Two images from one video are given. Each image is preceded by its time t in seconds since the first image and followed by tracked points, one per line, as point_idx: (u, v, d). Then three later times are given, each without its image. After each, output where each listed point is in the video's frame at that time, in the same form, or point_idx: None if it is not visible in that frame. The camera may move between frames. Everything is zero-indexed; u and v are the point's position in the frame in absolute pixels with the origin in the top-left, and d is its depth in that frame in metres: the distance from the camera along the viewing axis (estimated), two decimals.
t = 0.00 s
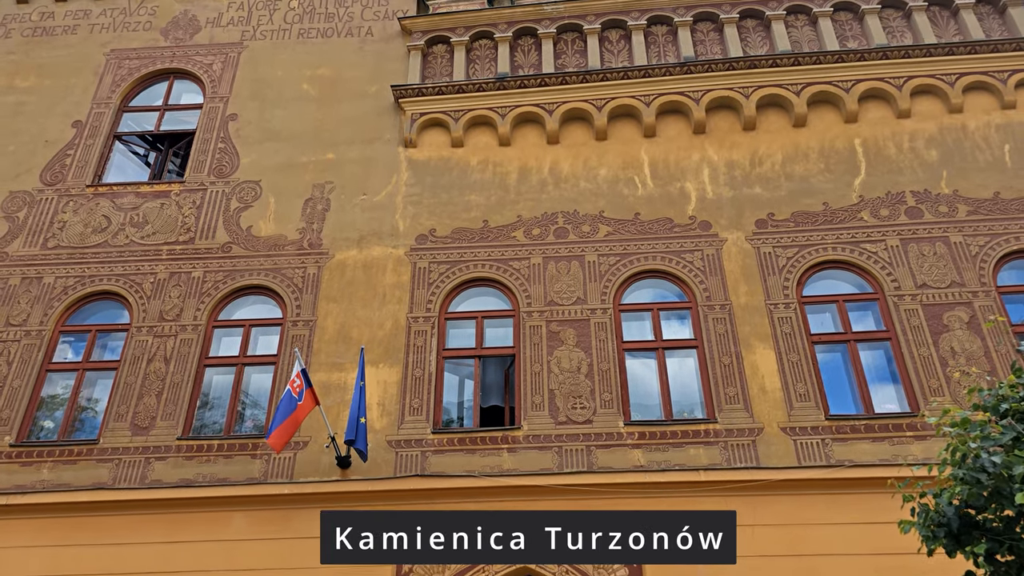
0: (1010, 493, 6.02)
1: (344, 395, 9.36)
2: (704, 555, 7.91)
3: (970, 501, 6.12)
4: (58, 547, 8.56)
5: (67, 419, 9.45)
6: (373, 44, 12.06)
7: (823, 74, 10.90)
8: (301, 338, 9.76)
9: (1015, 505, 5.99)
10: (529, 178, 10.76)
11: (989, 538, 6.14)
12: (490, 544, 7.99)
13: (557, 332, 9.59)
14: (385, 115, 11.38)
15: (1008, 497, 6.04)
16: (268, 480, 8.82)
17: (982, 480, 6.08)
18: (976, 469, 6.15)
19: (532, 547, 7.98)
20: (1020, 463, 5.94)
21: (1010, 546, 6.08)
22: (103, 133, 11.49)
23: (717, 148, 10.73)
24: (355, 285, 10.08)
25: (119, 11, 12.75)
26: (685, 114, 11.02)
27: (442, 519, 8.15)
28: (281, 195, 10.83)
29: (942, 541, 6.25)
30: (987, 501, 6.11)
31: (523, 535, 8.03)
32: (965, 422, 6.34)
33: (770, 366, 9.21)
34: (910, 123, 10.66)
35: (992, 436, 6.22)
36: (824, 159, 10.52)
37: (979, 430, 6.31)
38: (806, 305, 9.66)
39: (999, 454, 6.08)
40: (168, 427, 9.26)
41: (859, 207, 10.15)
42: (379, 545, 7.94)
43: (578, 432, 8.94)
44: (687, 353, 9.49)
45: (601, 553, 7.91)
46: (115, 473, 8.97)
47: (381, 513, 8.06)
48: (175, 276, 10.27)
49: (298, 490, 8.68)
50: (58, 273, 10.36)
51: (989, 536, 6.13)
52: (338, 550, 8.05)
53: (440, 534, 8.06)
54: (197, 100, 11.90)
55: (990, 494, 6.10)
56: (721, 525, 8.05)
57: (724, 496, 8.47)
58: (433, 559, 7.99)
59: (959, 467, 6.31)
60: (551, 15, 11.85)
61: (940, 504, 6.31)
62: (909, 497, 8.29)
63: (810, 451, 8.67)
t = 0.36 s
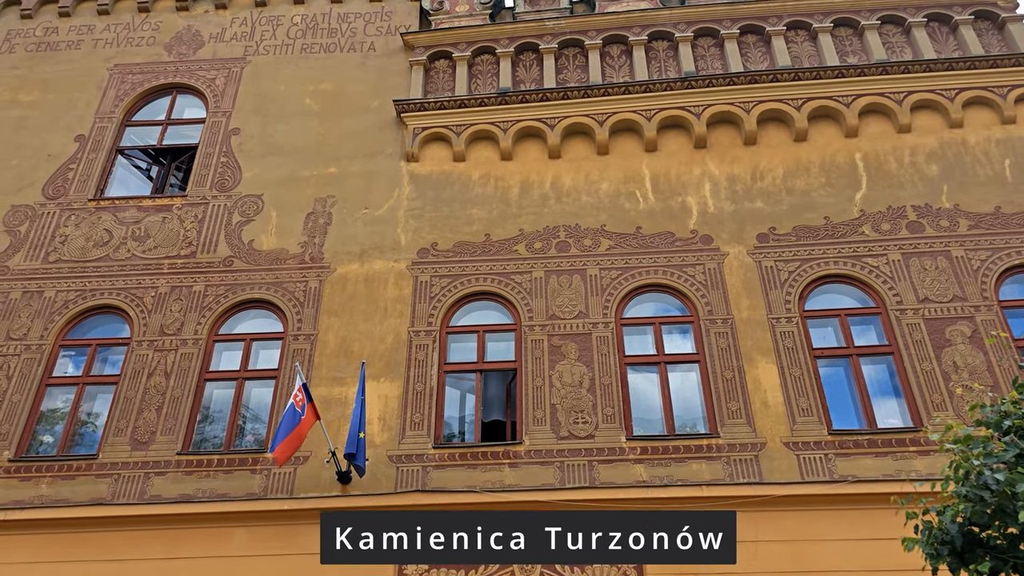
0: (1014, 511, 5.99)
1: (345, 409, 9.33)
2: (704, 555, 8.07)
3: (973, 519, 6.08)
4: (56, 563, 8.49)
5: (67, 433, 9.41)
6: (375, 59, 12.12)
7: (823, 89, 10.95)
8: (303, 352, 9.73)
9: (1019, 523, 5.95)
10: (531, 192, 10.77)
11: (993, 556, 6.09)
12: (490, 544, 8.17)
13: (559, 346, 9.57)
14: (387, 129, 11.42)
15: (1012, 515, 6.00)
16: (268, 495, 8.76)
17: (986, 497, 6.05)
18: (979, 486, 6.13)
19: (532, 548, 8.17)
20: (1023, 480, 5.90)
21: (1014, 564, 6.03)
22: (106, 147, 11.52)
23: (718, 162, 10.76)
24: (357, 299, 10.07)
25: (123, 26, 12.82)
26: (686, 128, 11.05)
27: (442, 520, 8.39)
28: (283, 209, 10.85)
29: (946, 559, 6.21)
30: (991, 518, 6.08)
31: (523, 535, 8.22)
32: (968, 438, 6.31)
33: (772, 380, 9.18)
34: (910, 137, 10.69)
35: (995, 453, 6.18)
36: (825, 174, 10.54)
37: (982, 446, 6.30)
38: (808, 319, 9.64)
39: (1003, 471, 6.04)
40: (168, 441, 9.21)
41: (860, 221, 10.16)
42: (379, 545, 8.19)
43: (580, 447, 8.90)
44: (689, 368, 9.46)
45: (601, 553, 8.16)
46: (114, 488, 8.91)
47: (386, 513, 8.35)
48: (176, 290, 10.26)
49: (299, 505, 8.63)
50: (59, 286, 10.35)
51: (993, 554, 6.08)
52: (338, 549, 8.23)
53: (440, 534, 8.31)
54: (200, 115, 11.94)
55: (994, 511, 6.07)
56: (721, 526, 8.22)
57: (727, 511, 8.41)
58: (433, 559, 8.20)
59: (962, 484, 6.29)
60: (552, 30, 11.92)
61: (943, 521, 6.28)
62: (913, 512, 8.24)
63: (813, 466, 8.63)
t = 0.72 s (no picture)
0: (1017, 526, 5.96)
1: (344, 421, 9.29)
2: (704, 555, 8.01)
3: (977, 534, 6.05)
4: None
5: (65, 445, 9.36)
6: (376, 71, 12.16)
7: (823, 101, 10.99)
8: (302, 364, 9.71)
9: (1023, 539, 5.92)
10: (531, 204, 10.78)
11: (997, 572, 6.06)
12: (490, 544, 8.08)
13: (560, 358, 9.55)
14: (387, 141, 11.44)
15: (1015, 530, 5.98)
16: (267, 509, 8.71)
17: (989, 512, 6.03)
18: (982, 501, 6.10)
19: (532, 547, 8.06)
20: None
21: None
22: (107, 158, 11.53)
23: (719, 174, 10.78)
24: (357, 310, 10.06)
25: (124, 39, 12.87)
26: (686, 140, 11.08)
27: (442, 520, 8.23)
28: (283, 221, 10.85)
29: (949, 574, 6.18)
30: (995, 534, 6.05)
31: (523, 535, 8.10)
32: (971, 452, 6.28)
33: (773, 393, 9.15)
34: (910, 150, 10.71)
35: (998, 468, 6.16)
36: (825, 186, 10.55)
37: (985, 461, 6.25)
38: (809, 331, 9.63)
39: (1006, 486, 6.01)
40: (166, 454, 9.16)
41: (860, 233, 10.16)
42: (379, 545, 8.04)
43: (581, 460, 8.86)
44: (690, 380, 9.43)
45: (601, 553, 8.01)
46: (112, 502, 8.86)
47: (387, 512, 8.18)
48: (176, 302, 10.24)
49: (298, 519, 8.57)
50: (58, 298, 10.33)
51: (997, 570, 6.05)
52: (338, 550, 8.09)
53: (440, 534, 8.14)
54: (201, 126, 11.97)
55: (997, 527, 6.04)
56: (721, 526, 8.14)
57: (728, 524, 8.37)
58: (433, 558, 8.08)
59: (965, 499, 6.27)
60: (552, 43, 11.97)
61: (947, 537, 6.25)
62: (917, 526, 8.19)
63: (814, 479, 8.59)
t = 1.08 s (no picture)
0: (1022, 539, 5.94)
1: (343, 431, 9.25)
2: (704, 555, 8.04)
3: (982, 547, 6.03)
4: None
5: (62, 454, 9.31)
6: (376, 80, 12.18)
7: (822, 111, 11.01)
8: (301, 373, 9.68)
9: None
10: (531, 213, 10.78)
11: None
12: (490, 544, 8.04)
13: (560, 367, 9.52)
14: (388, 150, 11.45)
15: (1020, 543, 5.96)
16: (265, 519, 8.66)
17: (994, 524, 6.01)
18: (987, 514, 6.06)
19: (532, 547, 8.06)
20: None
21: None
22: (106, 167, 11.53)
23: (718, 183, 10.78)
24: (357, 319, 10.04)
25: (125, 47, 12.90)
26: (685, 150, 11.09)
27: (442, 519, 8.13)
28: (283, 229, 10.84)
29: None
30: (999, 546, 6.03)
31: (523, 535, 8.09)
32: (975, 464, 6.26)
33: (774, 403, 9.12)
34: (909, 159, 10.73)
35: (1003, 480, 6.14)
36: (825, 195, 10.56)
37: (989, 473, 6.22)
38: (809, 341, 9.61)
39: (1011, 498, 6.00)
40: (164, 463, 9.11)
41: (860, 242, 10.16)
42: (379, 545, 8.03)
43: (581, 470, 8.82)
44: (690, 389, 9.40)
45: (601, 553, 8.07)
46: (109, 511, 8.80)
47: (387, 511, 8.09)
48: (174, 310, 10.22)
49: (296, 529, 8.52)
50: (57, 306, 10.30)
51: None
52: (338, 550, 8.13)
53: (440, 534, 8.08)
54: (201, 135, 11.97)
55: (1002, 539, 6.02)
56: (721, 526, 8.13)
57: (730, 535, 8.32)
58: (433, 558, 8.05)
59: (969, 511, 6.24)
60: (552, 53, 12.00)
61: (951, 549, 6.23)
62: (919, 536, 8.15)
63: (816, 490, 8.55)
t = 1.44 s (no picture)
0: None
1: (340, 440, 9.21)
2: (704, 555, 7.99)
3: (984, 561, 6.01)
4: None
5: (57, 463, 9.25)
6: (376, 89, 12.20)
7: (821, 122, 11.04)
8: (299, 382, 9.64)
9: None
10: (530, 222, 10.77)
11: None
12: (490, 544, 8.06)
13: (558, 378, 9.49)
14: (387, 159, 11.45)
15: None
16: (261, 529, 8.60)
17: (997, 539, 5.98)
18: (990, 528, 6.06)
19: (531, 548, 8.04)
20: None
21: None
22: (105, 175, 11.52)
23: (717, 194, 10.79)
24: (355, 328, 10.01)
25: (125, 56, 12.92)
26: (684, 160, 11.10)
27: (442, 519, 8.15)
28: (282, 238, 10.82)
29: None
30: (1002, 561, 6.00)
31: (523, 535, 8.09)
32: (977, 477, 6.23)
33: (773, 414, 9.09)
34: (908, 171, 10.74)
35: (1005, 493, 6.11)
36: (824, 206, 10.57)
37: (991, 486, 6.21)
38: (808, 351, 9.59)
39: (1014, 513, 5.97)
40: (160, 473, 9.05)
41: (859, 253, 10.17)
42: (379, 545, 7.97)
43: (580, 481, 8.78)
44: (689, 400, 9.37)
45: (601, 553, 8.01)
46: (104, 521, 8.74)
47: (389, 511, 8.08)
48: (172, 319, 10.18)
49: (293, 540, 8.46)
50: (54, 314, 10.27)
51: None
52: (338, 549, 8.06)
53: (440, 534, 8.07)
54: (200, 143, 11.97)
55: (1005, 554, 6.00)
56: (721, 526, 8.07)
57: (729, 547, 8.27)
58: (432, 559, 8.01)
59: (972, 525, 6.23)
60: (552, 63, 12.04)
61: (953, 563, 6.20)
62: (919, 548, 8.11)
63: (815, 501, 8.52)
